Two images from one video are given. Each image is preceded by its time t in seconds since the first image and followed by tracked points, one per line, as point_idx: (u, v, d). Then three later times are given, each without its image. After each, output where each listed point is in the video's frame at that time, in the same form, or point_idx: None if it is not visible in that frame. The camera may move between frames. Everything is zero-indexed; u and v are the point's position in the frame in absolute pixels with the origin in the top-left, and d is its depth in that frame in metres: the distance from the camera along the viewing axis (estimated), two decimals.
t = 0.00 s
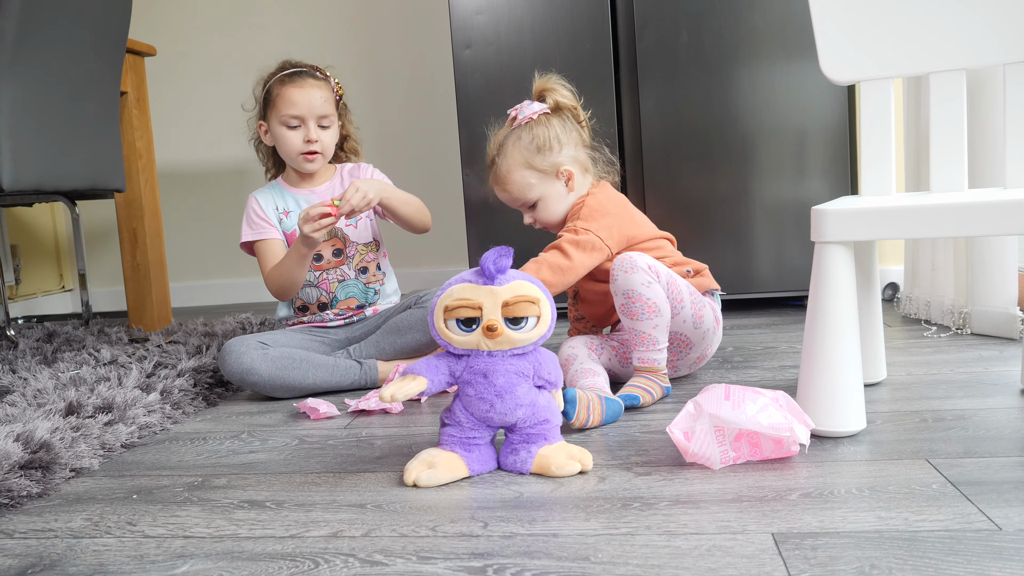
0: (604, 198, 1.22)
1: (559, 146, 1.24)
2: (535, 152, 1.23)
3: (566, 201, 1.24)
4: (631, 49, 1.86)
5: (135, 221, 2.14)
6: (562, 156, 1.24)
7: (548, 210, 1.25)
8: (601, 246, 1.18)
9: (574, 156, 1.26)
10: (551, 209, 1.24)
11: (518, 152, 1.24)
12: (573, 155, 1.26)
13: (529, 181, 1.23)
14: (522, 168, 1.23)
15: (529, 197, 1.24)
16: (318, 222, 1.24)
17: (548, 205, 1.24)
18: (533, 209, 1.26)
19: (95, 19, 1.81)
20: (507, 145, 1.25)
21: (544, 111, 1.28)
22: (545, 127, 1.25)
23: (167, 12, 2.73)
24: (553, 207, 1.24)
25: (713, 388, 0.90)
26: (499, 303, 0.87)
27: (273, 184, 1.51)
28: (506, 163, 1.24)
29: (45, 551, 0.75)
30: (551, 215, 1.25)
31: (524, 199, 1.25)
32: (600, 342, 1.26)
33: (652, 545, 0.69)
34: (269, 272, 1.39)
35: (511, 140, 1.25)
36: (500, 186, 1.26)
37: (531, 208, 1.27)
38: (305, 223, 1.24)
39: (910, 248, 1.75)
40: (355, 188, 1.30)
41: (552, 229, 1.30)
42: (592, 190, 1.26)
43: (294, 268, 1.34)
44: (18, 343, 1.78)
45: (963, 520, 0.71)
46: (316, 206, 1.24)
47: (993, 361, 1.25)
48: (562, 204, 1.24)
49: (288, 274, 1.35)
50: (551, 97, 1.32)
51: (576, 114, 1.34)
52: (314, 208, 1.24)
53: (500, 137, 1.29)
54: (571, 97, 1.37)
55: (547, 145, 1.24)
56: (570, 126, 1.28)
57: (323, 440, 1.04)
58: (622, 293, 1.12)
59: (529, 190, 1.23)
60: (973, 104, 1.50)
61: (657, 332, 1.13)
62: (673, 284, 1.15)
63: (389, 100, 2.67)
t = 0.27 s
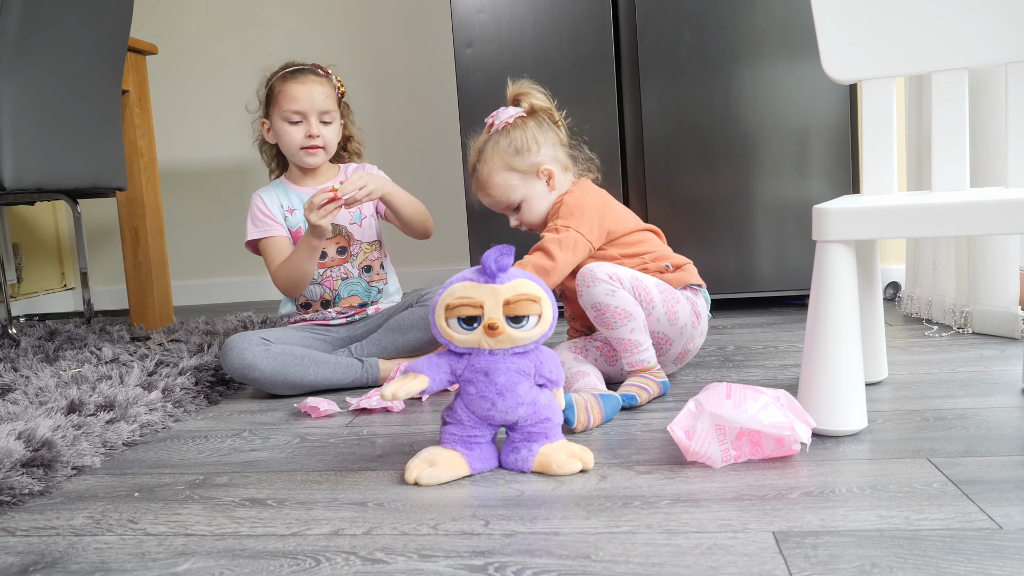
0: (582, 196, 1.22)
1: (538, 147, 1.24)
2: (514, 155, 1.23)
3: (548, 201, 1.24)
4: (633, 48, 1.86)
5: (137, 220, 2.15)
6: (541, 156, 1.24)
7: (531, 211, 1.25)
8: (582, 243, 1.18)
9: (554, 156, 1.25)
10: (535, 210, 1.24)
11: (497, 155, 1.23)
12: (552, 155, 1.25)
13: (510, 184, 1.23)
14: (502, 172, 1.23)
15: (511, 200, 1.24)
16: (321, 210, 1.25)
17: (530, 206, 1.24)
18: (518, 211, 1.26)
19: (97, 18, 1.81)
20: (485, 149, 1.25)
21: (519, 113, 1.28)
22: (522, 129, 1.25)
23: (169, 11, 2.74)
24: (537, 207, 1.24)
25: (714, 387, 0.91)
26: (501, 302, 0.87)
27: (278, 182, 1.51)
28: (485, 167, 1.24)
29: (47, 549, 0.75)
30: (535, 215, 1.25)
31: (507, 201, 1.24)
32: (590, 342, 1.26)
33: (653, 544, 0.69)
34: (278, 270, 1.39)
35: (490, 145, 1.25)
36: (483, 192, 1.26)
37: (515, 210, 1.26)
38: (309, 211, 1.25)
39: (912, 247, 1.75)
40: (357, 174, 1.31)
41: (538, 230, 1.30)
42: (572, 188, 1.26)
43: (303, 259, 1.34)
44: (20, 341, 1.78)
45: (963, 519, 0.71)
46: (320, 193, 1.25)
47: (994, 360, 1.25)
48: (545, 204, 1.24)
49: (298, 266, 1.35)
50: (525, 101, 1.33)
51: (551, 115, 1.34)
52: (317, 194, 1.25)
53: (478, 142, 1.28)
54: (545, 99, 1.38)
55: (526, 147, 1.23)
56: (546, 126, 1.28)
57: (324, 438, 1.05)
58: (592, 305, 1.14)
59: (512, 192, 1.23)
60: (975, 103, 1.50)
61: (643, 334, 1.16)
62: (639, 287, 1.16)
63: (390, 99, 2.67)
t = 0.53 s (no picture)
0: (598, 206, 1.27)
1: (534, 150, 1.25)
2: (511, 159, 1.23)
3: (546, 204, 1.26)
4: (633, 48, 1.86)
5: (137, 218, 2.15)
6: (539, 159, 1.25)
7: (530, 213, 1.26)
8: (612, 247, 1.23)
9: (549, 159, 1.27)
10: (533, 213, 1.25)
11: (495, 158, 1.23)
12: (547, 157, 1.26)
13: (509, 186, 1.23)
14: (499, 176, 1.22)
15: (510, 202, 1.24)
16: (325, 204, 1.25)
17: (529, 209, 1.25)
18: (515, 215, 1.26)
19: (97, 15, 1.81)
20: (482, 152, 1.24)
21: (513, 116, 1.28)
22: (518, 132, 1.25)
23: (169, 9, 2.73)
24: (536, 210, 1.25)
25: (714, 387, 0.91)
26: (501, 301, 0.87)
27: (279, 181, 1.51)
28: (483, 170, 1.23)
29: (46, 546, 0.75)
30: (533, 218, 1.26)
31: (505, 204, 1.24)
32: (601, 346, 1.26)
33: (652, 543, 0.69)
34: (282, 267, 1.38)
35: (487, 150, 1.24)
36: (479, 198, 1.24)
37: (512, 213, 1.26)
38: (313, 207, 1.24)
39: (912, 247, 1.75)
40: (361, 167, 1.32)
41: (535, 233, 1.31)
42: (575, 195, 1.29)
43: (309, 255, 1.34)
44: (20, 339, 1.78)
45: (962, 519, 0.71)
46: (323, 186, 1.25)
47: (994, 361, 1.25)
48: (543, 206, 1.26)
49: (303, 263, 1.35)
50: (518, 104, 1.33)
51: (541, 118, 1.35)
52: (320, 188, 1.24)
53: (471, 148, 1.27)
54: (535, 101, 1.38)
55: (522, 149, 1.24)
56: (540, 128, 1.28)
57: (324, 437, 1.04)
58: (691, 287, 1.22)
59: (511, 196, 1.23)
60: (975, 103, 1.50)
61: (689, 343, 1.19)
62: (685, 297, 1.21)
63: (391, 97, 2.67)
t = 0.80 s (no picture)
0: (653, 210, 1.33)
1: (587, 138, 1.26)
2: (566, 141, 1.24)
3: (591, 194, 1.27)
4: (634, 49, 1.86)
5: (138, 217, 2.15)
6: (590, 148, 1.26)
7: (574, 201, 1.26)
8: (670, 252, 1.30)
9: (599, 150, 1.28)
10: (577, 201, 1.25)
11: (549, 141, 1.23)
12: (599, 148, 1.28)
13: (559, 171, 1.23)
14: (552, 156, 1.22)
15: (557, 187, 1.23)
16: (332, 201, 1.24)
17: (573, 197, 1.25)
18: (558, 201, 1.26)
19: (98, 14, 1.81)
20: (536, 134, 1.24)
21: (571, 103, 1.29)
22: (575, 118, 1.27)
23: (171, 7, 2.73)
24: (581, 198, 1.25)
25: (714, 388, 0.91)
26: (501, 301, 0.87)
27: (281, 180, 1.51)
28: (536, 151, 1.23)
29: (45, 545, 0.75)
30: (577, 205, 1.26)
31: (552, 188, 1.23)
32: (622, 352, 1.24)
33: (651, 544, 0.69)
34: (286, 266, 1.38)
35: (543, 129, 1.24)
36: (526, 175, 1.23)
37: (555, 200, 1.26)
38: (321, 204, 1.23)
39: (912, 248, 1.75)
40: (369, 166, 1.31)
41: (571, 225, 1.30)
42: (620, 197, 1.32)
43: (313, 253, 1.34)
44: (20, 337, 1.78)
45: (962, 522, 0.71)
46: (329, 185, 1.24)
47: (995, 363, 1.25)
48: (587, 196, 1.26)
49: (308, 260, 1.35)
50: (575, 90, 1.33)
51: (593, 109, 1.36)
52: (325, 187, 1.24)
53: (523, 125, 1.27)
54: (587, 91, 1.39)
55: (577, 137, 1.25)
56: (595, 119, 1.31)
57: (324, 436, 1.04)
58: (716, 304, 1.24)
59: (560, 180, 1.23)
60: (976, 104, 1.50)
61: (706, 358, 1.20)
62: (710, 312, 1.23)
63: (392, 97, 2.67)
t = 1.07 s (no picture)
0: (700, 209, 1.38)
1: (661, 123, 1.34)
2: (643, 118, 1.32)
3: (651, 174, 1.33)
4: (636, 50, 1.86)
5: (139, 216, 2.15)
6: (661, 132, 1.34)
7: (634, 175, 1.31)
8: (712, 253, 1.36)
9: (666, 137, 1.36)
10: (638, 176, 1.31)
11: (628, 114, 1.31)
12: (667, 136, 1.36)
13: (630, 143, 1.29)
14: (628, 126, 1.29)
15: (623, 157, 1.29)
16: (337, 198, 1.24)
17: (635, 171, 1.30)
18: (618, 171, 1.30)
19: (100, 13, 1.81)
20: (616, 105, 1.31)
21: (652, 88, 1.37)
22: (653, 102, 1.35)
23: (173, 6, 2.74)
24: (642, 174, 1.31)
25: (713, 390, 0.91)
26: (501, 302, 0.87)
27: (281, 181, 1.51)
28: (613, 119, 1.29)
29: (45, 543, 0.75)
30: (636, 180, 1.31)
31: (619, 156, 1.29)
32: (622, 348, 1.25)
33: (650, 545, 0.69)
34: (290, 266, 1.38)
35: (624, 102, 1.32)
36: (600, 137, 1.29)
37: (616, 169, 1.30)
38: (324, 204, 1.23)
39: (913, 251, 1.75)
40: (374, 166, 1.31)
41: (622, 202, 1.34)
42: (672, 190, 1.38)
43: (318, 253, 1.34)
44: (21, 336, 1.78)
45: (961, 525, 0.71)
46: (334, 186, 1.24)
47: (995, 366, 1.25)
48: (647, 175, 1.32)
49: (313, 259, 1.35)
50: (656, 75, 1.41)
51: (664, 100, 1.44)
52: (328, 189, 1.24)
53: (604, 95, 1.34)
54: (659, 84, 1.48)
55: (652, 118, 1.33)
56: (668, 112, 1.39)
57: (323, 435, 1.04)
58: (723, 331, 1.26)
59: (628, 151, 1.29)
60: (977, 107, 1.50)
61: (691, 375, 1.21)
62: (713, 335, 1.24)
63: (394, 97, 2.67)
